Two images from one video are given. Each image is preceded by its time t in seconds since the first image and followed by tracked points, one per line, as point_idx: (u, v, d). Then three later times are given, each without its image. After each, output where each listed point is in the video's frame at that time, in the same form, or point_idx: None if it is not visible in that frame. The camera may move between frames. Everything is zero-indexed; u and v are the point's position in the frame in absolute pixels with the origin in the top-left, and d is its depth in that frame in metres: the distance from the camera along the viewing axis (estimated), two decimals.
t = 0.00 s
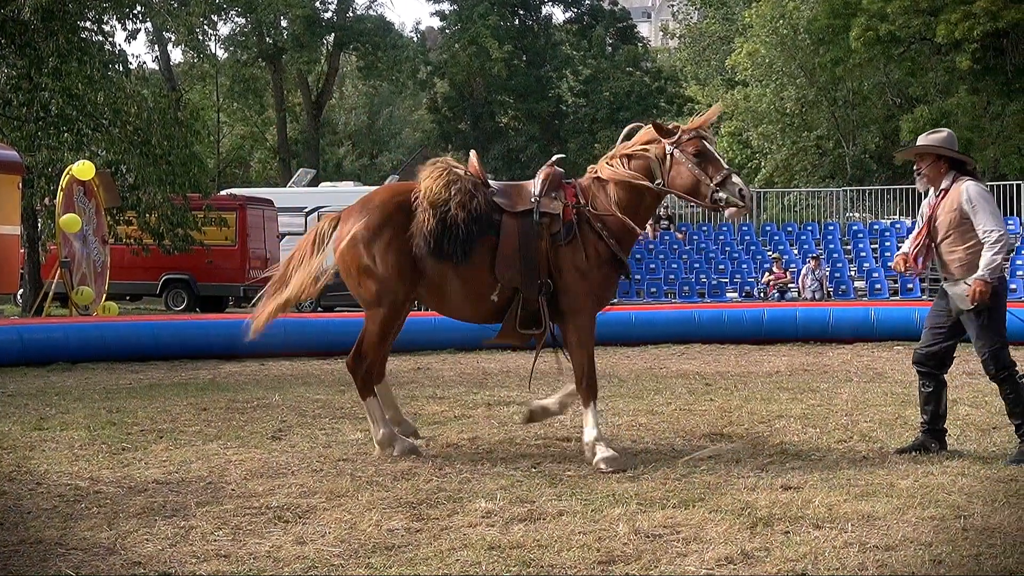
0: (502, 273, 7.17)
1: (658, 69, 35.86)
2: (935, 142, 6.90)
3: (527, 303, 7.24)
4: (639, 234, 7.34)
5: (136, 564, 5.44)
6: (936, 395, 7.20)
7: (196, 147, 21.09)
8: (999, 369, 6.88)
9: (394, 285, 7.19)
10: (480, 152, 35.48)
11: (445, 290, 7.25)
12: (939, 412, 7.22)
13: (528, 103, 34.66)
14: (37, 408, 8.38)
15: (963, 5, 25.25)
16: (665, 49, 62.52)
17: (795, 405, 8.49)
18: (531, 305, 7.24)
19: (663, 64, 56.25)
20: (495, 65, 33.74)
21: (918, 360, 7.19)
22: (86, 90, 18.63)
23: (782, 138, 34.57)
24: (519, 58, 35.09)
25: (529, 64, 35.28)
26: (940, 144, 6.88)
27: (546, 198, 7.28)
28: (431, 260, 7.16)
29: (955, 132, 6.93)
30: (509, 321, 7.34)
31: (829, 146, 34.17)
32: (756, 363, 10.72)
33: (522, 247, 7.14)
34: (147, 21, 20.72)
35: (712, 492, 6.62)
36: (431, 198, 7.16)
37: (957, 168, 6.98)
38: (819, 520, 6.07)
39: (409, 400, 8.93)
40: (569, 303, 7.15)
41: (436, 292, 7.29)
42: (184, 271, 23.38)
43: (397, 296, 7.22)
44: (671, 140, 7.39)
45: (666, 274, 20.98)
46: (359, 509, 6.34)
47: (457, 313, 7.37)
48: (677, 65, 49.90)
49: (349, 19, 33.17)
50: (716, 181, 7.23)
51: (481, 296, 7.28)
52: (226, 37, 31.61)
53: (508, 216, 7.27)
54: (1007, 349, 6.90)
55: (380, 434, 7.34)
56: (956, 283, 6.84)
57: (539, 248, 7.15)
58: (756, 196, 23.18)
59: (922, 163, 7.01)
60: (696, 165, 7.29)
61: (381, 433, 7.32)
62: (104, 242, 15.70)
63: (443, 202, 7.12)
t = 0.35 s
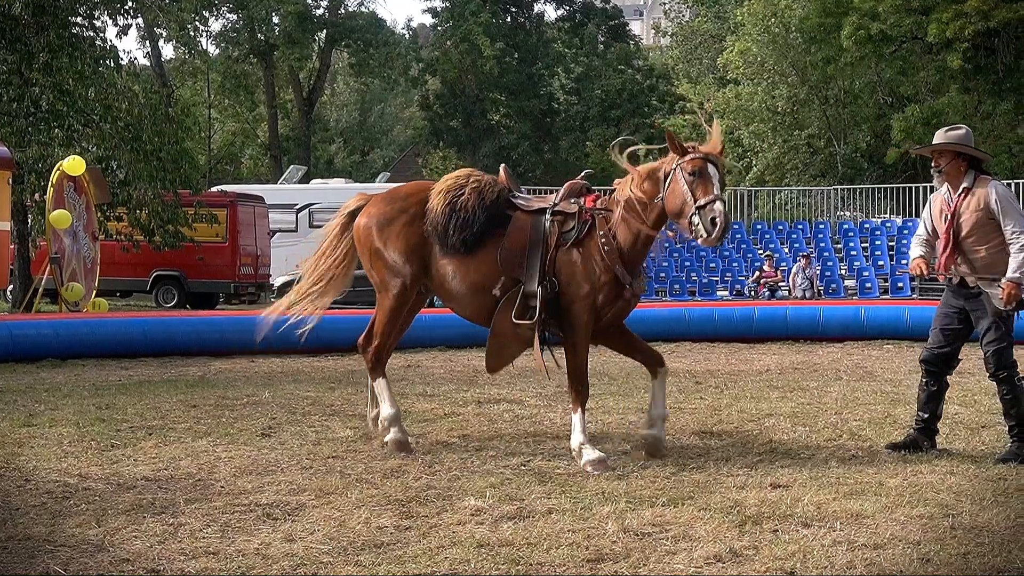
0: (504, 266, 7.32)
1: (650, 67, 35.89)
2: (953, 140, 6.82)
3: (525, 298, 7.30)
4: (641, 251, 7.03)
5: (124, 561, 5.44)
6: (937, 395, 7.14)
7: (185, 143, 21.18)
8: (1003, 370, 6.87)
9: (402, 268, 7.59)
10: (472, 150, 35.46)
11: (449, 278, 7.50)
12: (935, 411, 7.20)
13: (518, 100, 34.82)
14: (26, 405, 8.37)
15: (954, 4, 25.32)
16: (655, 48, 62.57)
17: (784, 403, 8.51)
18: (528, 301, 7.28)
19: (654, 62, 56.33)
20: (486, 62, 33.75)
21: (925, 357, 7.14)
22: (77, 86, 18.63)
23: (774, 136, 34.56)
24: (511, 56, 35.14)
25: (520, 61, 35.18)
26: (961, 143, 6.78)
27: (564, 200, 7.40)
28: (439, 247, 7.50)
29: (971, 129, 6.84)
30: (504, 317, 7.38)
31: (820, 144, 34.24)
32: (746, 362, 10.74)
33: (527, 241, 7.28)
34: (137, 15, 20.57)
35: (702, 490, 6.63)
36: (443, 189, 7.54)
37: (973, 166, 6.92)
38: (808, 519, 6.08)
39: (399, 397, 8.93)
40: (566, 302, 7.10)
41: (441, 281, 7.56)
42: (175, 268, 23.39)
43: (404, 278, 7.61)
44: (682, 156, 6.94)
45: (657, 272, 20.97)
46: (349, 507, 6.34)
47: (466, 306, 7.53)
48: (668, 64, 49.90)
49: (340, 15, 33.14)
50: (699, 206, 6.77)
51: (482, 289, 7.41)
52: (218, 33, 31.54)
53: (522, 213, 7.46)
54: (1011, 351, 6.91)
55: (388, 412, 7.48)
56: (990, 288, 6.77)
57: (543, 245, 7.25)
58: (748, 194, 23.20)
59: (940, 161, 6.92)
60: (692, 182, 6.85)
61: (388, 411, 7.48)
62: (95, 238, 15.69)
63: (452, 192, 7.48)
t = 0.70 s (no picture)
0: (513, 262, 7.37)
1: (638, 67, 35.91)
2: (955, 143, 6.80)
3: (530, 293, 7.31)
4: (648, 251, 6.97)
5: (110, 560, 5.43)
6: (940, 391, 7.13)
7: (175, 140, 20.90)
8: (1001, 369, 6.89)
9: (419, 262, 7.70)
10: (460, 149, 35.46)
11: (461, 274, 7.57)
12: (935, 408, 7.18)
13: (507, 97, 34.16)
14: (10, 404, 8.35)
15: (943, 5, 25.36)
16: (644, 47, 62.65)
17: (771, 403, 8.52)
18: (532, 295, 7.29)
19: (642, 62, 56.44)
20: (475, 61, 33.75)
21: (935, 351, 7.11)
22: (65, 84, 18.57)
23: (762, 136, 34.60)
24: (500, 56, 35.11)
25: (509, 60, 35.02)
26: (964, 145, 6.79)
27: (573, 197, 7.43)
28: (449, 242, 7.59)
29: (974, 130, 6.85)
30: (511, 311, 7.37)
31: (808, 144, 34.31)
32: (734, 361, 10.74)
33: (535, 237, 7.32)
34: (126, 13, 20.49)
35: (689, 490, 6.63)
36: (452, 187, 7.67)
37: (977, 167, 6.93)
38: (794, 518, 6.08)
39: (387, 396, 8.93)
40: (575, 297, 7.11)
41: (455, 277, 7.65)
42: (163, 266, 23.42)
43: (421, 273, 7.71)
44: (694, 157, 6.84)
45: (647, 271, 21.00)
46: (335, 506, 6.34)
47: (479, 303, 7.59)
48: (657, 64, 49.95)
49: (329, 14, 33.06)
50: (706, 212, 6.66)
51: (491, 284, 7.47)
52: (206, 31, 31.44)
53: (530, 209, 7.52)
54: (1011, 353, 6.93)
55: (422, 392, 7.48)
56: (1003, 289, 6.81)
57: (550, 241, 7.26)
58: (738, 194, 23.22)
59: (943, 164, 6.93)
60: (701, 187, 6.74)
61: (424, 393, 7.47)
62: (82, 237, 15.70)
63: (460, 189, 7.60)
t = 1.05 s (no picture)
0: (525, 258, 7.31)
1: (612, 66, 35.97)
2: (939, 136, 6.80)
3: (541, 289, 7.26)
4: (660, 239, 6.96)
5: (79, 558, 5.41)
6: (935, 387, 7.27)
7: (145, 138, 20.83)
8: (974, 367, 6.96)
9: (435, 267, 7.61)
10: (434, 147, 35.45)
11: (478, 276, 7.53)
12: (935, 404, 7.31)
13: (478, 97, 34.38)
14: None
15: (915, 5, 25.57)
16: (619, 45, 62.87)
17: (742, 400, 8.56)
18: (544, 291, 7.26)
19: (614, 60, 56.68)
20: (449, 60, 33.81)
21: (914, 355, 7.31)
22: (35, 82, 17.56)
23: (736, 135, 34.71)
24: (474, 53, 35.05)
25: (484, 58, 35.06)
26: (942, 138, 6.80)
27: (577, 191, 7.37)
28: (461, 247, 7.52)
29: (958, 124, 6.83)
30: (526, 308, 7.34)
31: (781, 143, 34.50)
32: (707, 360, 10.78)
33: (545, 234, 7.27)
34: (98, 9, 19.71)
35: (661, 487, 6.65)
36: (458, 191, 7.59)
37: (959, 160, 6.91)
38: (764, 515, 6.10)
39: (360, 395, 8.93)
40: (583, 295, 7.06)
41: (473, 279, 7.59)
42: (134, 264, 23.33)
43: (439, 277, 7.64)
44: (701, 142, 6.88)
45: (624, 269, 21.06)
46: (305, 504, 6.32)
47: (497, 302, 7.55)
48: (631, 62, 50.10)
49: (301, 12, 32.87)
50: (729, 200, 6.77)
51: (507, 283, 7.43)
52: (179, 28, 31.21)
53: (535, 206, 7.48)
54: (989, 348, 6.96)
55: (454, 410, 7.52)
56: (979, 287, 6.80)
57: (558, 237, 7.22)
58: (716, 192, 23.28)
59: (924, 157, 6.94)
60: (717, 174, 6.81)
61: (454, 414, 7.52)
62: (53, 234, 15.67)
63: (467, 194, 7.53)
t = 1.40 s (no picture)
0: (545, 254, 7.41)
1: (588, 65, 36.07)
2: (920, 131, 6.97)
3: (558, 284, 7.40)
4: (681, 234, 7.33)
5: (51, 560, 5.38)
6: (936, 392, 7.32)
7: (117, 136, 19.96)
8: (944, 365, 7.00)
9: (448, 268, 7.54)
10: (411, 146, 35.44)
11: (495, 276, 7.53)
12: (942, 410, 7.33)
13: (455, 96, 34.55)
14: None
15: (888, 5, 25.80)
16: (593, 46, 63.12)
17: (717, 400, 8.60)
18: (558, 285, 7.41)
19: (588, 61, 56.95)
20: (424, 59, 33.90)
21: (916, 362, 7.44)
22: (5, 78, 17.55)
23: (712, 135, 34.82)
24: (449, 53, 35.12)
25: (459, 58, 35.19)
26: (922, 134, 6.96)
27: (590, 186, 7.53)
28: (478, 248, 7.49)
29: (944, 122, 6.96)
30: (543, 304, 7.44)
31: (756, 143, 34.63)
32: (681, 359, 10.82)
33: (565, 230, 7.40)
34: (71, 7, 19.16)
35: (636, 486, 6.67)
36: (475, 192, 7.51)
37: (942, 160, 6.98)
38: (739, 514, 6.12)
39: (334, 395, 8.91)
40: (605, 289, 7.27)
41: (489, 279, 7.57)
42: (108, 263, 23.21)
43: (448, 279, 7.56)
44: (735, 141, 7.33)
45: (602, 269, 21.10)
46: (280, 504, 6.30)
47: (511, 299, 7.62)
48: (606, 62, 50.29)
49: (277, 10, 32.77)
50: (762, 197, 7.32)
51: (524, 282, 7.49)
52: (153, 27, 31.03)
53: (550, 201, 7.55)
54: (959, 349, 6.97)
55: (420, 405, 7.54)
56: (937, 284, 6.83)
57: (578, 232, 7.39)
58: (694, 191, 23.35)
59: (907, 151, 7.09)
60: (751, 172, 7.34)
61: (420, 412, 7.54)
62: (26, 233, 15.61)
63: (486, 194, 7.47)
